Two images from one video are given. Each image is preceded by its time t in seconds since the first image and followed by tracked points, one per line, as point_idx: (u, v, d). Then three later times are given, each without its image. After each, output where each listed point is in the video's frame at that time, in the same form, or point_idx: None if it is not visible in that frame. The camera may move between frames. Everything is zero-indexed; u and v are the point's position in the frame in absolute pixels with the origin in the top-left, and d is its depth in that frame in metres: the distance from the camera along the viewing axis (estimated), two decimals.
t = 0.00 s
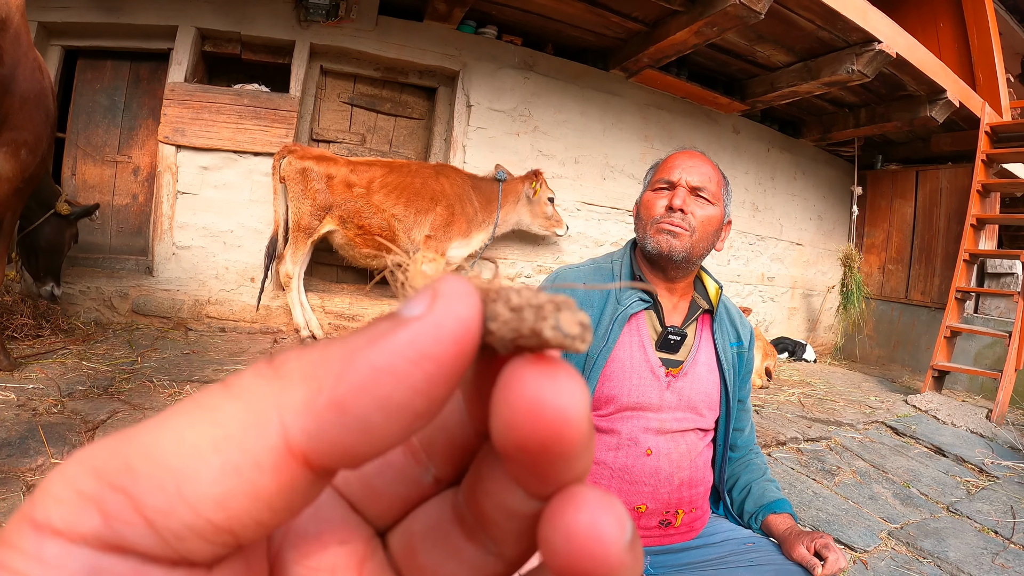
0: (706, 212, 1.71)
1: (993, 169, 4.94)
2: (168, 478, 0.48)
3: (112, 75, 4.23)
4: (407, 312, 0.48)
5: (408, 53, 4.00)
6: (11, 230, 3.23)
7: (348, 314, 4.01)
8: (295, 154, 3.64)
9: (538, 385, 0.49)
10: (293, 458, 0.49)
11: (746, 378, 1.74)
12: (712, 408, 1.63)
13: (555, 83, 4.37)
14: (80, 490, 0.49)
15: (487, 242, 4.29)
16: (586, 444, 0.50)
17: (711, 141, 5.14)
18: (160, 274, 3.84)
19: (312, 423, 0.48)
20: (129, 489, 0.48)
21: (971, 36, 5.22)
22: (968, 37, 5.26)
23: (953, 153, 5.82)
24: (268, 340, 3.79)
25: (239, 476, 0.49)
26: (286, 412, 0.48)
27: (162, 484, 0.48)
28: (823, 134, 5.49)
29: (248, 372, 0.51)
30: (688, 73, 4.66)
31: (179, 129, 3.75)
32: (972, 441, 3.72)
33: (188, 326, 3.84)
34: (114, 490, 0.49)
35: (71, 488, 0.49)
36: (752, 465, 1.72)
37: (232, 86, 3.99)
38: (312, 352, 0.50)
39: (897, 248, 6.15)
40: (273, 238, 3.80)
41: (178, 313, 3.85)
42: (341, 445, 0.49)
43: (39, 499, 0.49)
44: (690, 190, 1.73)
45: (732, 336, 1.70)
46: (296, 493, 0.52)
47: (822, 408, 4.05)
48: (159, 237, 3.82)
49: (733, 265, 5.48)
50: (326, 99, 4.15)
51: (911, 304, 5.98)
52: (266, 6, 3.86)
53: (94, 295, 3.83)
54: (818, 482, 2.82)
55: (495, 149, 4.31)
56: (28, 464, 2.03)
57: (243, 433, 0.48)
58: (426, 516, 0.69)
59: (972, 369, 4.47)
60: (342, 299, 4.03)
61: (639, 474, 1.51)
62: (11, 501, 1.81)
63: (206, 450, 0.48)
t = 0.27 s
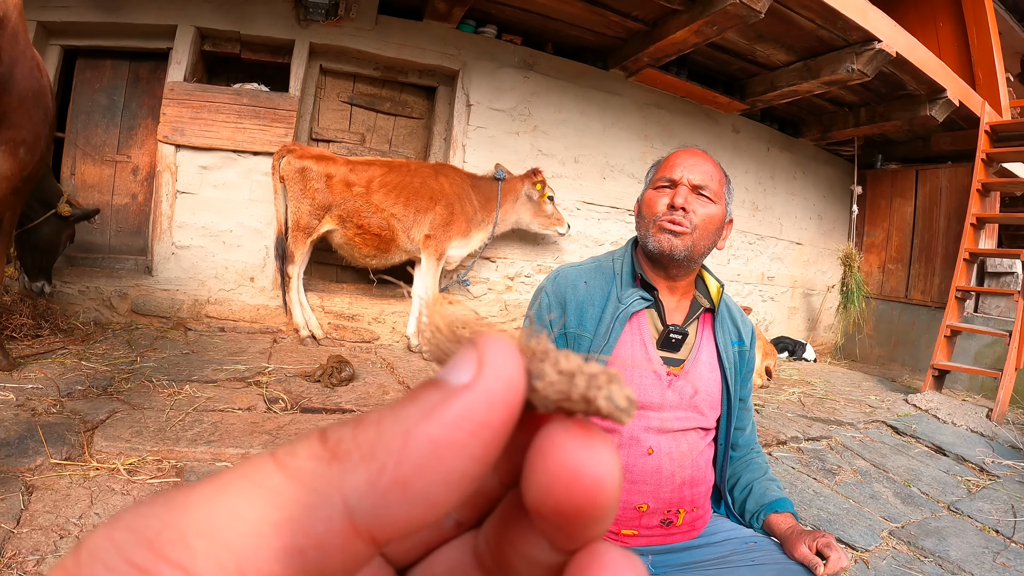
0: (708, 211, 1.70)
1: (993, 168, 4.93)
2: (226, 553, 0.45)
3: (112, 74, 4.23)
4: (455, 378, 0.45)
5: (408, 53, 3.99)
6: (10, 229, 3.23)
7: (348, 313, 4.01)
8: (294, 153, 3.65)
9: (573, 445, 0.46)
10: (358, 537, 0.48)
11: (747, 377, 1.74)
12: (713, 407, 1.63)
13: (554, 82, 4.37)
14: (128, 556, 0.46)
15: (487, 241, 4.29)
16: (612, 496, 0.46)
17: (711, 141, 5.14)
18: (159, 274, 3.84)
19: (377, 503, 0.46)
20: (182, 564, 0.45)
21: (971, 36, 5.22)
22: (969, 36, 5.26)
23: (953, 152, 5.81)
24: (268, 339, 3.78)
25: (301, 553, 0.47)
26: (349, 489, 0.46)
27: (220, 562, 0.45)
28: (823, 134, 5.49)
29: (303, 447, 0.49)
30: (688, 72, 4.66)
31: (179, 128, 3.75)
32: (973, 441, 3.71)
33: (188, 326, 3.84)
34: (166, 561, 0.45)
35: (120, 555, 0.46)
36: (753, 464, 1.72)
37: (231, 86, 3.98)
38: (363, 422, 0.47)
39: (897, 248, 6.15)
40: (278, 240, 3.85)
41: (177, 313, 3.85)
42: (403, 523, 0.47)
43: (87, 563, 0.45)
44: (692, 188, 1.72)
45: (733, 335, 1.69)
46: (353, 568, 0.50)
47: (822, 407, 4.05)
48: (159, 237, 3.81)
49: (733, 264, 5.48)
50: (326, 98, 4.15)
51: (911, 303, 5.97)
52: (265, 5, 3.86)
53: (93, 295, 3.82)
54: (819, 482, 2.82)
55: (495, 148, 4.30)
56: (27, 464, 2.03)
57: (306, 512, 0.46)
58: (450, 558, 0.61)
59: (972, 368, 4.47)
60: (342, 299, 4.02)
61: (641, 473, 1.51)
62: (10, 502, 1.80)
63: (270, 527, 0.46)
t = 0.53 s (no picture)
0: (705, 210, 1.70)
1: (991, 167, 4.93)
2: (219, 552, 0.45)
3: (110, 75, 4.22)
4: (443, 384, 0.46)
5: (406, 53, 3.99)
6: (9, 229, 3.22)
7: (346, 314, 4.00)
8: (291, 154, 3.66)
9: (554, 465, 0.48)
10: (353, 537, 0.48)
11: (745, 376, 1.74)
12: (711, 407, 1.63)
13: (552, 82, 4.36)
14: (120, 557, 0.46)
15: (485, 241, 4.29)
16: (590, 514, 0.48)
17: (709, 141, 5.14)
18: (157, 274, 3.84)
19: (370, 504, 0.46)
20: (174, 563, 0.45)
21: (969, 35, 5.22)
22: (967, 36, 5.26)
23: (952, 152, 5.82)
24: (266, 340, 3.78)
25: (293, 554, 0.47)
26: (342, 489, 0.46)
27: (212, 561, 0.45)
28: (821, 133, 5.49)
29: (295, 445, 0.48)
30: (686, 72, 4.66)
31: (177, 129, 3.74)
32: (972, 440, 3.71)
33: (186, 327, 3.84)
34: (159, 561, 0.45)
35: (112, 555, 0.46)
36: (751, 464, 1.72)
37: (229, 86, 3.98)
38: (354, 426, 0.46)
39: (895, 247, 6.15)
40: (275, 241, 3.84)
41: (176, 313, 3.84)
42: (397, 524, 0.47)
43: (78, 564, 0.45)
44: (689, 187, 1.72)
45: (731, 334, 1.69)
46: (345, 568, 0.50)
47: (821, 407, 4.05)
48: (157, 237, 3.81)
49: (732, 264, 5.48)
50: (324, 99, 4.14)
51: (910, 303, 5.97)
52: (263, 6, 3.85)
53: (91, 296, 3.81)
54: (818, 481, 2.82)
55: (493, 148, 4.30)
56: (25, 465, 2.02)
57: (303, 512, 0.46)
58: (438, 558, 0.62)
59: (971, 368, 4.47)
60: (340, 299, 4.02)
61: (638, 472, 1.51)
62: (8, 503, 1.80)
63: (262, 529, 0.46)
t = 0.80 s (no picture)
0: (698, 211, 1.70)
1: (986, 165, 4.95)
2: None
3: (105, 80, 4.22)
4: (500, 512, 0.53)
5: (400, 56, 3.99)
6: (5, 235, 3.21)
7: (342, 317, 4.00)
8: (286, 158, 3.66)
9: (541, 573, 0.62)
10: None
11: (739, 377, 1.74)
12: (705, 407, 1.63)
13: (547, 84, 4.37)
14: None
15: (480, 243, 4.28)
16: None
17: (704, 141, 5.15)
18: (153, 279, 3.84)
19: None
20: None
21: (962, 35, 5.24)
22: (960, 35, 5.28)
23: (946, 151, 5.83)
24: (262, 344, 3.77)
25: None
26: None
27: None
28: (816, 134, 5.50)
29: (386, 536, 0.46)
30: (681, 74, 4.67)
31: (171, 133, 3.74)
32: (969, 438, 3.72)
33: (182, 332, 3.83)
34: None
35: None
36: (747, 464, 1.73)
37: (224, 91, 3.98)
38: (444, 533, 0.49)
39: (891, 246, 6.16)
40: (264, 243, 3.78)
41: (172, 318, 3.84)
42: None
43: None
44: (682, 188, 1.72)
45: (725, 334, 1.70)
46: None
47: (817, 407, 4.05)
48: (152, 242, 3.80)
49: (728, 264, 5.49)
50: (318, 102, 4.14)
51: (906, 301, 5.98)
52: (257, 10, 3.85)
53: (87, 301, 3.81)
54: (815, 481, 2.82)
55: (487, 151, 4.30)
56: (22, 471, 2.02)
57: None
58: None
59: (968, 366, 4.47)
60: (336, 303, 4.01)
61: (633, 473, 1.51)
62: (5, 509, 1.80)
63: None
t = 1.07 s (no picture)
0: (689, 210, 1.71)
1: (979, 163, 4.96)
2: None
3: (98, 87, 4.22)
4: None
5: (393, 61, 4.00)
6: None
7: (337, 322, 4.00)
8: (280, 164, 3.65)
9: None
10: None
11: (733, 378, 1.74)
12: (699, 408, 1.63)
13: (540, 88, 4.38)
14: None
15: (474, 247, 4.27)
16: None
17: (698, 143, 5.16)
18: (148, 286, 3.83)
19: None
20: None
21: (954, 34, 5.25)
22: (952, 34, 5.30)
23: (939, 149, 5.86)
24: (257, 350, 3.78)
25: None
26: None
27: None
28: (809, 134, 5.52)
29: None
30: (674, 75, 4.68)
31: (165, 140, 3.74)
32: (965, 436, 3.73)
33: (177, 338, 3.83)
34: None
35: None
36: (741, 465, 1.72)
37: (218, 97, 3.98)
38: None
39: (885, 245, 6.17)
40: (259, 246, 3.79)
41: (167, 324, 3.84)
42: None
43: None
44: (672, 188, 1.73)
45: (717, 336, 1.70)
46: None
47: (813, 406, 4.06)
48: (146, 249, 3.80)
49: (722, 265, 5.49)
50: (311, 107, 4.15)
51: (901, 300, 5.99)
52: (249, 16, 3.86)
53: (82, 308, 3.80)
54: (811, 481, 2.82)
55: (481, 154, 4.31)
56: (18, 478, 2.02)
57: None
58: None
59: (963, 364, 4.48)
60: (331, 308, 4.01)
61: (627, 476, 1.51)
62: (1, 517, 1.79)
63: None
